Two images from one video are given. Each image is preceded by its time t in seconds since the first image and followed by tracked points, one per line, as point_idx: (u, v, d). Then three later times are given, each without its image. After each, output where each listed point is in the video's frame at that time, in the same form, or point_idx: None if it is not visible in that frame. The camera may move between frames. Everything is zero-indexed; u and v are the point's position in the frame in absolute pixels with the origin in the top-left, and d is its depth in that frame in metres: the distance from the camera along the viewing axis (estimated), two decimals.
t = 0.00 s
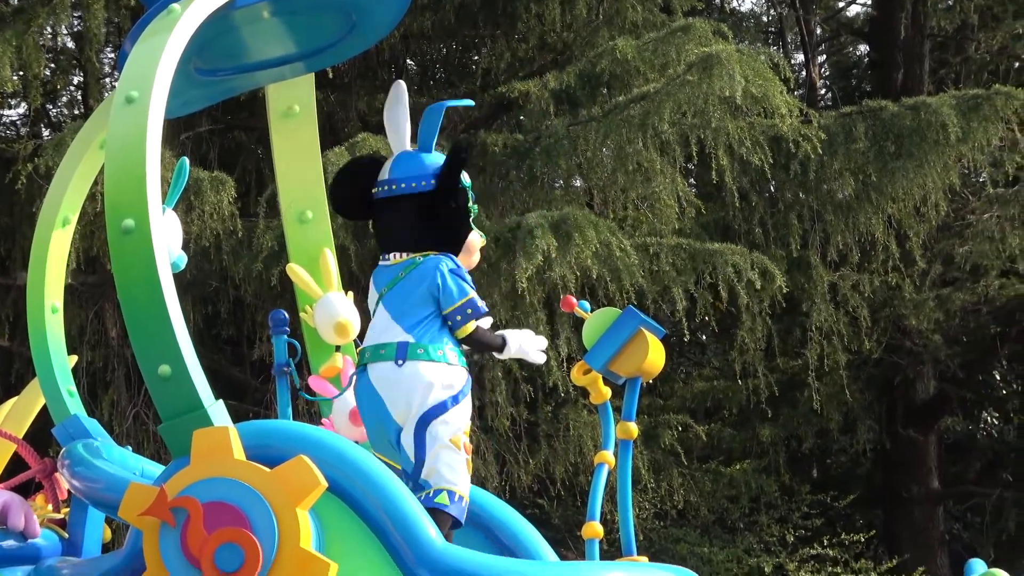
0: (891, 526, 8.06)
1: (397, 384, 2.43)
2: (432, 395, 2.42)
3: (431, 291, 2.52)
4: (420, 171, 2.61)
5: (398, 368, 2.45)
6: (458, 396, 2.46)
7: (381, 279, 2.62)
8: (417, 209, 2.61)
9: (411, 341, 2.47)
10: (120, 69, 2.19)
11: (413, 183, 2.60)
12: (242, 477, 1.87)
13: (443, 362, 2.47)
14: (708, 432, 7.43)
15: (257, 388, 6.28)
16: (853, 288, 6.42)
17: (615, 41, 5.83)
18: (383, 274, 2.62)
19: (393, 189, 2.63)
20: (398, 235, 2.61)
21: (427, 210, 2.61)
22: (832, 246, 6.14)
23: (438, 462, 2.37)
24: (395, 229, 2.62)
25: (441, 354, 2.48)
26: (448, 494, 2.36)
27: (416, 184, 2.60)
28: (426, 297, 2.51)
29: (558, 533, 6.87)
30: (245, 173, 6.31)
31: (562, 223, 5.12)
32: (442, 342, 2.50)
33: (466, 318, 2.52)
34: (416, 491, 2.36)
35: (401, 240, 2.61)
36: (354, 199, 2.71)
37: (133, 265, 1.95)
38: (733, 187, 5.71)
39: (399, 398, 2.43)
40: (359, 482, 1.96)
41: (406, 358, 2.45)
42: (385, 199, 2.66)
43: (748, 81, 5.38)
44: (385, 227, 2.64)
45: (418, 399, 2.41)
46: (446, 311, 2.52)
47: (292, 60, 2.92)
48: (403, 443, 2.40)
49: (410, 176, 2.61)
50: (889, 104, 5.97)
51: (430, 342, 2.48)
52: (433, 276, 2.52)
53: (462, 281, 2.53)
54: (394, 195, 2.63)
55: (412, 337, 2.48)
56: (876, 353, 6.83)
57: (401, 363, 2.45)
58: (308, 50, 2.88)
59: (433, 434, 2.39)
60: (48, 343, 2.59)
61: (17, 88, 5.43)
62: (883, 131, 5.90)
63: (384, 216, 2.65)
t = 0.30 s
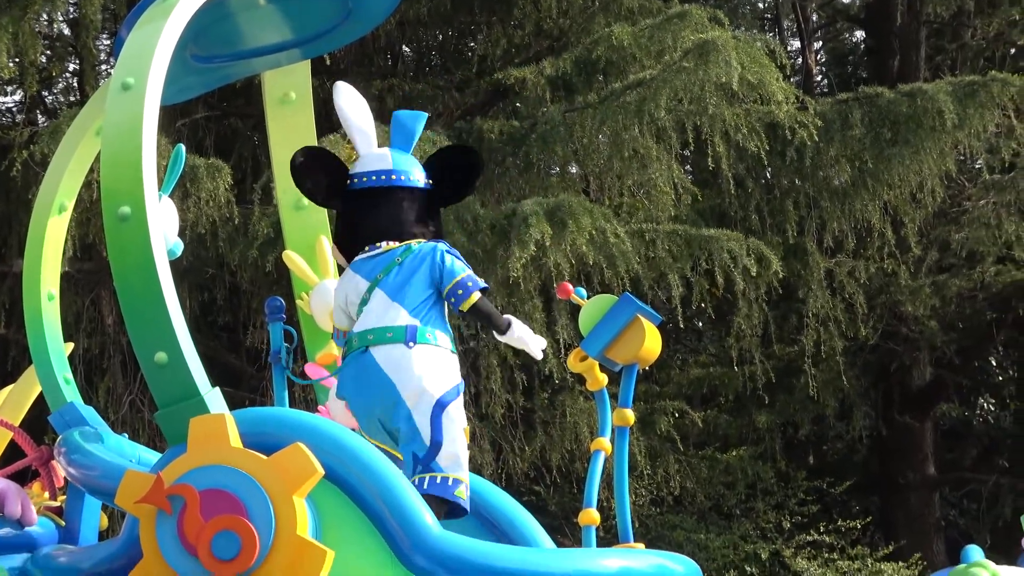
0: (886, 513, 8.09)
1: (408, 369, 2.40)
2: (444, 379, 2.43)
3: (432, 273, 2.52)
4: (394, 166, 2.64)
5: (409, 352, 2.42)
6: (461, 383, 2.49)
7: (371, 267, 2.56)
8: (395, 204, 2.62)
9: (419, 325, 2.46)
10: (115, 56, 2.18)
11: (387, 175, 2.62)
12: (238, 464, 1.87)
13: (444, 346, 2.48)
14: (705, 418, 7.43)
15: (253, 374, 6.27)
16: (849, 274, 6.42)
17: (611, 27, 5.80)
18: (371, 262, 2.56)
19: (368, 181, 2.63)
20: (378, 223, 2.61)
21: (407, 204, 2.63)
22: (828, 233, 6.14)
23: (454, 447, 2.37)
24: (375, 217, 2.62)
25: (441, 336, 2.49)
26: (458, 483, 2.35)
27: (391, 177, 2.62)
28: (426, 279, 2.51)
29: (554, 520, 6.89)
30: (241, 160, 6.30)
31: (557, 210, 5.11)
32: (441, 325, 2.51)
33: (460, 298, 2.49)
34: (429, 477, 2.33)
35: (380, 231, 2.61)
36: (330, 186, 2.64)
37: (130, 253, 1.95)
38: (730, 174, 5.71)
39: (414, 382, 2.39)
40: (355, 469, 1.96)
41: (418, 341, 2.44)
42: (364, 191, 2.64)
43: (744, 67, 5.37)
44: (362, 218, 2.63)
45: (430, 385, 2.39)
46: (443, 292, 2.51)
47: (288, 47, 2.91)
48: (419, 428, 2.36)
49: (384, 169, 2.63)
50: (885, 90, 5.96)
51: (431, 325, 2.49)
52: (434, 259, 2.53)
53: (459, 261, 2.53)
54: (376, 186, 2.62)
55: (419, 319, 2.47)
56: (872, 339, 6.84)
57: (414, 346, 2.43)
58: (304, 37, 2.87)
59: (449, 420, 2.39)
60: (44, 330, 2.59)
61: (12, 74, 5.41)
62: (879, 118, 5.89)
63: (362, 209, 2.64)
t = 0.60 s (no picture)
0: (890, 504, 8.10)
1: (398, 324, 2.43)
2: (431, 335, 2.46)
3: (416, 233, 2.57)
4: (372, 130, 2.65)
5: (399, 310, 2.45)
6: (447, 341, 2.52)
7: (354, 231, 2.59)
8: (375, 167, 2.65)
9: (406, 285, 2.49)
10: (118, 50, 2.18)
11: (364, 140, 2.63)
12: (242, 458, 1.88)
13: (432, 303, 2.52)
14: (708, 411, 7.43)
15: (256, 367, 6.28)
16: (852, 266, 6.41)
17: (613, 20, 5.79)
18: (354, 224, 2.60)
19: (346, 146, 2.64)
20: (358, 190, 2.65)
21: (384, 167, 2.66)
22: (831, 225, 6.14)
23: (443, 404, 2.40)
24: (354, 183, 2.66)
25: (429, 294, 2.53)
26: (449, 441, 2.39)
27: (369, 141, 2.63)
28: (410, 240, 2.56)
29: (558, 513, 6.90)
30: (243, 153, 6.30)
31: (558, 203, 5.11)
32: (429, 282, 2.56)
33: (456, 248, 2.54)
34: (420, 433, 2.36)
35: (360, 197, 2.64)
36: (305, 150, 2.68)
37: (132, 246, 1.95)
38: (732, 167, 5.71)
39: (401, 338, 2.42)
40: (358, 461, 1.97)
41: (406, 299, 2.47)
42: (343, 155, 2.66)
43: (746, 60, 5.36)
44: (341, 185, 2.67)
45: (420, 341, 2.43)
46: (435, 250, 2.56)
47: (291, 40, 2.91)
48: (409, 385, 2.39)
49: (361, 134, 2.64)
50: (888, 82, 5.94)
51: (419, 283, 2.53)
52: (417, 218, 2.58)
53: (445, 217, 2.58)
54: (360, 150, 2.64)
55: (407, 278, 2.51)
56: (875, 331, 6.83)
57: (402, 304, 2.46)
58: (307, 30, 2.87)
59: (437, 377, 2.42)
60: (48, 324, 2.59)
61: (14, 68, 5.41)
62: (881, 110, 5.88)
63: (340, 174, 2.67)
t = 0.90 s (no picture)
0: (904, 498, 8.08)
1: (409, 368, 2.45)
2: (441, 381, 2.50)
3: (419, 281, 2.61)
4: (378, 164, 2.69)
5: (412, 355, 2.47)
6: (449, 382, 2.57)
7: (357, 274, 2.58)
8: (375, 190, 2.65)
9: (417, 330, 2.52)
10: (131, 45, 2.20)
11: (369, 171, 2.68)
12: (255, 453, 1.89)
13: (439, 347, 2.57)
14: (721, 404, 7.42)
15: (270, 362, 6.30)
16: (865, 260, 6.40)
17: (625, 14, 5.79)
18: (356, 267, 2.59)
19: (352, 176, 2.69)
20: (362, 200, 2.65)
21: (388, 202, 2.67)
22: (844, 218, 6.13)
23: (455, 446, 2.45)
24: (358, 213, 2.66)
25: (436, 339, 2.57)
26: (459, 483, 2.43)
27: (374, 173, 2.67)
28: (415, 288, 2.59)
29: (572, 507, 6.92)
30: (256, 148, 6.32)
31: (569, 198, 5.10)
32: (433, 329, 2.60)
33: (449, 307, 2.66)
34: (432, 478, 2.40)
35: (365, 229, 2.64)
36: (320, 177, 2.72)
37: (145, 241, 1.97)
38: (744, 160, 5.70)
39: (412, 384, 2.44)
40: (371, 456, 1.98)
41: (420, 345, 2.49)
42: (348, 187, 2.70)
43: (759, 54, 5.34)
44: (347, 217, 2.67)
45: (431, 385, 2.46)
46: (430, 304, 2.64)
47: (303, 35, 2.93)
48: (424, 429, 2.42)
49: (368, 166, 2.69)
50: (901, 75, 5.92)
51: (424, 328, 2.57)
52: (421, 267, 2.61)
53: (445, 277, 2.64)
54: (366, 181, 2.67)
55: (413, 323, 2.55)
56: (889, 324, 6.81)
57: (416, 350, 2.48)
58: (319, 25, 2.89)
59: (448, 420, 2.46)
60: (62, 320, 2.62)
61: (28, 64, 5.45)
62: (894, 102, 5.85)
63: (345, 205, 2.69)
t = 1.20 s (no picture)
0: (915, 493, 8.06)
1: (405, 349, 2.52)
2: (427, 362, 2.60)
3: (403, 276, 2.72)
4: (354, 187, 2.66)
5: (405, 332, 2.57)
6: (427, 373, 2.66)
7: (349, 272, 2.62)
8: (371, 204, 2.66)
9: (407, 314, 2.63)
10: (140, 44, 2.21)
11: (347, 199, 2.65)
12: (264, 451, 1.90)
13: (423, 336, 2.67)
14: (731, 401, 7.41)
15: (280, 360, 6.32)
16: (875, 256, 6.39)
17: (634, 11, 5.79)
18: (346, 268, 2.63)
19: (330, 206, 2.65)
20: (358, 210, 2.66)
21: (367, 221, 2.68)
22: (854, 215, 6.12)
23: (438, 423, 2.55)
24: (340, 234, 2.65)
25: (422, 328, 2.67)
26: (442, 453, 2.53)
27: (353, 200, 2.65)
28: (407, 283, 2.67)
29: (582, 504, 6.93)
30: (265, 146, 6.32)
31: (580, 194, 5.12)
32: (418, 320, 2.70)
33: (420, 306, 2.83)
34: (425, 446, 2.48)
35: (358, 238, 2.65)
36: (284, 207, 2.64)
37: (154, 240, 1.98)
38: (754, 157, 5.69)
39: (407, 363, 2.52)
40: (381, 455, 1.99)
41: (410, 326, 2.61)
42: (323, 215, 2.66)
43: (767, 51, 5.33)
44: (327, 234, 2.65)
45: (423, 364, 2.55)
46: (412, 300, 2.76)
47: (313, 34, 2.94)
48: (415, 403, 2.49)
49: (343, 193, 2.65)
50: (910, 71, 5.90)
51: (411, 316, 2.67)
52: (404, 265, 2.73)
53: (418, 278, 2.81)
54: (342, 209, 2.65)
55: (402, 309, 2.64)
56: (899, 321, 6.79)
57: (407, 328, 2.59)
58: (329, 23, 2.90)
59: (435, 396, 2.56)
60: (71, 319, 2.63)
61: (38, 63, 5.47)
62: (904, 99, 5.83)
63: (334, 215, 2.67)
